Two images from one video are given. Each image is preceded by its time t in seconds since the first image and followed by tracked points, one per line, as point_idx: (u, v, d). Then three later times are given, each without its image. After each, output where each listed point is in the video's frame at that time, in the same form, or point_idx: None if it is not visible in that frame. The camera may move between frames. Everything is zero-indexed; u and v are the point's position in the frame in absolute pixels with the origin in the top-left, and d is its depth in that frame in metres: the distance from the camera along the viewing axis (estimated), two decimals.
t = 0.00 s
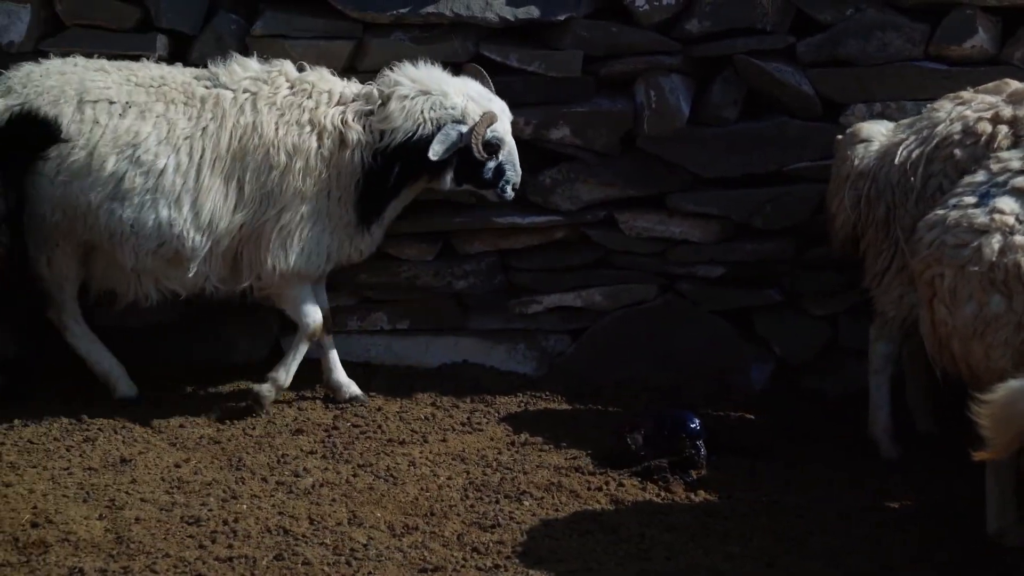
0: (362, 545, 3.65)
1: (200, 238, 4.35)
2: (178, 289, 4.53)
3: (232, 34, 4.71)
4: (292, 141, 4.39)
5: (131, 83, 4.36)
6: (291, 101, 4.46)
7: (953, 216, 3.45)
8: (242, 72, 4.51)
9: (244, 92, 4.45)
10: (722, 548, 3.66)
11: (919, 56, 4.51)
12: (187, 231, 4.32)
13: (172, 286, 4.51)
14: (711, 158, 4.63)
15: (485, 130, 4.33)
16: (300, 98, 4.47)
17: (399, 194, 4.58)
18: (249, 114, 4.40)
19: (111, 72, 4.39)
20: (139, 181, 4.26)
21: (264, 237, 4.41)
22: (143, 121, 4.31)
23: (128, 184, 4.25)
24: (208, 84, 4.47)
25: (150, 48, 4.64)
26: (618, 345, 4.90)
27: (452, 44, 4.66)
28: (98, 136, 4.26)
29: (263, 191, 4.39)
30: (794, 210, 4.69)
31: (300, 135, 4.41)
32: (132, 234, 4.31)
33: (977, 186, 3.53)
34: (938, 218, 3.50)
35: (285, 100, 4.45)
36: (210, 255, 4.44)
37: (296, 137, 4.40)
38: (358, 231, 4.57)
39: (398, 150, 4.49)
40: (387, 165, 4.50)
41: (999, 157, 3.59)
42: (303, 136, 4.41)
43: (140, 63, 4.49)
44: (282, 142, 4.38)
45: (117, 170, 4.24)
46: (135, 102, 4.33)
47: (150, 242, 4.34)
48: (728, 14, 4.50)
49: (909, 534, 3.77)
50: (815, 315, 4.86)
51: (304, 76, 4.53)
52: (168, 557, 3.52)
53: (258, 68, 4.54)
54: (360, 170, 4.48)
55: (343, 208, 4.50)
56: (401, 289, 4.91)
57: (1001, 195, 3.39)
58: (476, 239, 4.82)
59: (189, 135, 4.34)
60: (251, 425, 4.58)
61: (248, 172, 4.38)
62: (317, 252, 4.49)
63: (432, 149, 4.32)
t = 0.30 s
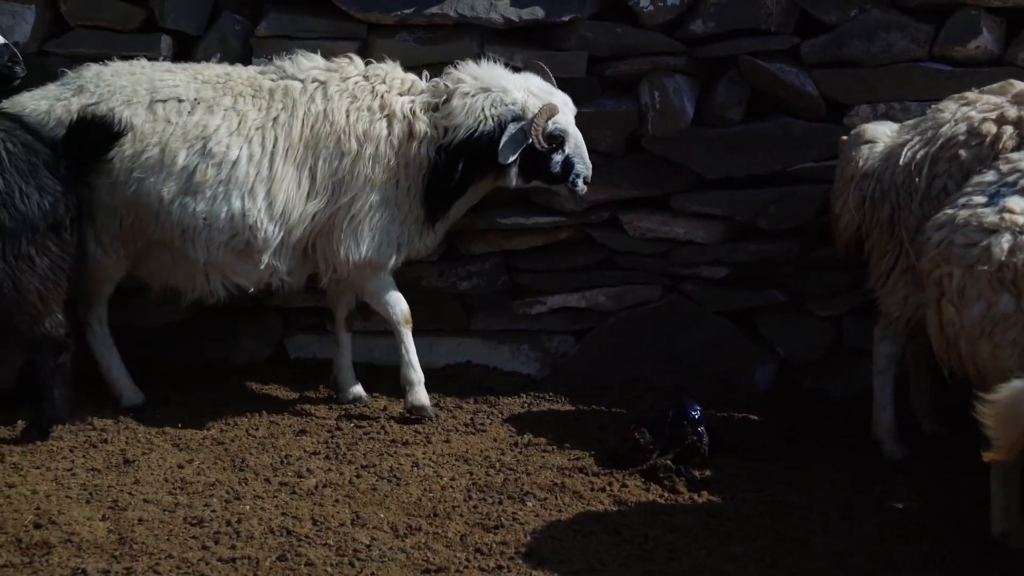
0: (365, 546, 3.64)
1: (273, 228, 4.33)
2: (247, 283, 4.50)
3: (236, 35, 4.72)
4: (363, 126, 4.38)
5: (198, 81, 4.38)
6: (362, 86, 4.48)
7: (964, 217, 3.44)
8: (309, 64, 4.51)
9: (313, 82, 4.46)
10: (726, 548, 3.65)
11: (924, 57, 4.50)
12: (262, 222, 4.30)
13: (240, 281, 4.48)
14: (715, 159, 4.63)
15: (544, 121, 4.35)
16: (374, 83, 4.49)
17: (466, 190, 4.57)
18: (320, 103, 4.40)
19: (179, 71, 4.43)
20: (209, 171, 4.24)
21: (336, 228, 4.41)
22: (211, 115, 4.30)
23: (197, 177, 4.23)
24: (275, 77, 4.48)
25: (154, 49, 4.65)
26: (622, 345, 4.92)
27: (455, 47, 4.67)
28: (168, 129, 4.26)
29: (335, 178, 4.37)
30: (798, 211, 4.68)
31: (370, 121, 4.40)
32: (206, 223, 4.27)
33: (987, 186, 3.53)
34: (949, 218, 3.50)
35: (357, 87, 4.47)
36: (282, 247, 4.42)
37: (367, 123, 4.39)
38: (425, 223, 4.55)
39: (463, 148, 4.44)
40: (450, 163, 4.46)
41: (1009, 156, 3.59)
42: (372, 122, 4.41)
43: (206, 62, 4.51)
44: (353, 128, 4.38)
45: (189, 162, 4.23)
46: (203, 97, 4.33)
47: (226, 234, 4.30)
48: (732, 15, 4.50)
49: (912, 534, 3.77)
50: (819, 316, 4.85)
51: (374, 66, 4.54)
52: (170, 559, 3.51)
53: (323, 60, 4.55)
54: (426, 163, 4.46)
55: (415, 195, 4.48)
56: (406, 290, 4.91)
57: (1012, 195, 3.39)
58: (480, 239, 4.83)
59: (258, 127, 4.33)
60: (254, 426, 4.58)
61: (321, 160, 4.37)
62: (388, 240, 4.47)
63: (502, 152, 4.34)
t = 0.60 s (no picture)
0: (348, 546, 3.63)
1: (280, 238, 4.33)
2: (249, 288, 4.51)
3: (218, 35, 4.70)
4: (379, 135, 4.34)
5: (209, 86, 4.34)
6: (374, 97, 4.43)
7: (950, 217, 3.44)
8: (324, 71, 4.48)
9: (325, 91, 4.42)
10: (710, 547, 3.65)
11: (905, 58, 4.51)
12: (268, 231, 4.30)
13: (240, 284, 4.47)
14: (698, 160, 4.64)
15: (560, 124, 4.37)
16: (385, 95, 4.45)
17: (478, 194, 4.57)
18: (332, 113, 4.36)
19: (190, 74, 4.39)
20: (215, 179, 4.21)
21: (349, 237, 4.41)
22: (220, 120, 4.26)
23: (204, 183, 4.20)
24: (287, 83, 4.45)
25: (135, 49, 4.63)
26: (605, 345, 4.92)
27: (439, 47, 4.66)
28: (175, 133, 4.22)
29: (344, 188, 4.35)
30: (780, 212, 4.69)
31: (385, 129, 4.36)
32: (209, 230, 4.26)
33: (972, 186, 3.53)
34: (934, 217, 3.50)
35: (369, 97, 4.42)
36: (287, 254, 4.43)
37: (383, 132, 4.35)
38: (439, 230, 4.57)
39: (478, 149, 4.44)
40: (469, 162, 4.45)
41: (994, 156, 3.61)
42: (389, 130, 4.37)
43: (218, 64, 4.47)
44: (366, 139, 4.33)
45: (195, 168, 4.20)
46: (212, 102, 4.29)
47: (229, 242, 4.30)
48: (716, 15, 4.50)
49: (895, 534, 3.77)
50: (802, 316, 4.85)
51: (386, 74, 4.51)
52: (152, 560, 3.49)
53: (336, 66, 4.52)
54: (443, 168, 4.44)
55: (430, 204, 4.47)
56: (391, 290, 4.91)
57: (997, 194, 3.40)
58: (465, 239, 4.83)
59: (269, 136, 4.30)
60: (236, 427, 4.57)
61: (333, 170, 4.34)
62: (400, 249, 4.46)
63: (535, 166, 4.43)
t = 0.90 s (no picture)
0: (346, 547, 3.65)
1: (276, 239, 4.35)
2: (245, 287, 4.53)
3: (213, 36, 4.70)
4: (380, 137, 4.34)
5: (209, 87, 4.36)
6: (376, 100, 4.43)
7: (948, 216, 3.45)
8: (325, 74, 4.48)
9: (325, 94, 4.42)
10: (707, 548, 3.67)
11: (900, 57, 4.51)
12: (263, 232, 4.32)
13: (238, 284, 4.49)
14: (694, 160, 4.64)
15: (557, 131, 4.33)
16: (386, 98, 4.44)
17: (479, 197, 4.56)
18: (331, 116, 4.37)
19: (191, 73, 4.40)
20: (210, 180, 4.24)
21: (348, 238, 4.41)
22: (218, 122, 4.28)
23: (201, 184, 4.24)
24: (286, 85, 4.45)
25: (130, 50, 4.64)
26: (601, 345, 4.94)
27: (434, 47, 4.66)
28: (173, 134, 4.26)
29: (337, 189, 4.36)
30: (776, 211, 4.69)
31: (386, 133, 4.36)
32: (205, 231, 4.30)
33: (971, 186, 3.54)
34: (933, 217, 3.51)
35: (370, 100, 4.42)
36: (284, 254, 4.43)
37: (384, 135, 4.34)
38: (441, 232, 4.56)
39: (482, 152, 4.44)
40: (472, 164, 4.45)
41: (992, 156, 3.61)
42: (390, 133, 4.36)
43: (221, 64, 4.47)
44: (366, 142, 4.33)
45: (191, 170, 4.24)
46: (212, 104, 4.31)
47: (226, 242, 4.33)
48: (711, 15, 4.50)
49: (891, 534, 3.79)
50: (798, 316, 4.86)
51: (387, 78, 4.50)
52: (150, 560, 3.52)
53: (337, 67, 4.52)
54: (446, 170, 4.43)
55: (431, 207, 4.46)
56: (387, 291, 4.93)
57: (996, 193, 3.40)
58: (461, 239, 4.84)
59: (264, 138, 4.30)
60: (234, 427, 4.59)
61: (331, 173, 4.35)
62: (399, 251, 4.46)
63: (531, 169, 4.34)
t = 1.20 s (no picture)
0: (359, 547, 3.64)
1: (285, 239, 4.35)
2: (254, 286, 4.52)
3: (228, 36, 4.71)
4: (388, 139, 4.35)
5: (220, 86, 4.35)
6: (385, 101, 4.43)
7: (964, 216, 3.44)
8: (337, 74, 4.48)
9: (336, 95, 4.42)
10: (721, 548, 3.66)
11: (916, 57, 4.50)
12: (273, 232, 4.32)
13: (246, 283, 4.50)
14: (707, 160, 4.64)
15: (547, 117, 4.28)
16: (395, 98, 4.45)
17: (485, 197, 4.58)
18: (341, 117, 4.37)
19: (203, 73, 4.38)
20: (220, 181, 4.24)
21: (358, 238, 4.41)
22: (229, 122, 4.28)
23: (212, 183, 4.24)
24: (299, 86, 4.44)
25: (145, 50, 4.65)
26: (615, 345, 4.93)
27: (449, 47, 4.67)
28: (181, 133, 4.25)
29: (349, 190, 4.37)
30: (790, 212, 4.69)
31: (394, 134, 4.36)
32: (214, 230, 4.31)
33: (987, 186, 3.52)
34: (949, 217, 3.49)
35: (379, 101, 4.42)
36: (292, 253, 4.44)
37: (392, 136, 4.35)
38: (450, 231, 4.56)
39: (485, 145, 4.45)
40: (476, 158, 4.46)
41: (1008, 155, 3.60)
42: (398, 134, 4.37)
43: (232, 62, 4.46)
44: (375, 143, 4.34)
45: (201, 170, 4.24)
46: (223, 103, 4.30)
47: (235, 242, 4.33)
48: (726, 15, 4.50)
49: (905, 535, 3.77)
50: (812, 316, 4.85)
51: (397, 78, 4.50)
52: (164, 560, 3.51)
53: (347, 67, 4.53)
54: (451, 168, 4.44)
55: (439, 206, 4.47)
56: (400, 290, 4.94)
57: (1013, 193, 3.39)
58: (473, 239, 4.85)
59: (274, 138, 4.31)
60: (247, 427, 4.59)
61: (341, 174, 4.35)
62: (408, 251, 4.46)
63: (529, 155, 4.36)
